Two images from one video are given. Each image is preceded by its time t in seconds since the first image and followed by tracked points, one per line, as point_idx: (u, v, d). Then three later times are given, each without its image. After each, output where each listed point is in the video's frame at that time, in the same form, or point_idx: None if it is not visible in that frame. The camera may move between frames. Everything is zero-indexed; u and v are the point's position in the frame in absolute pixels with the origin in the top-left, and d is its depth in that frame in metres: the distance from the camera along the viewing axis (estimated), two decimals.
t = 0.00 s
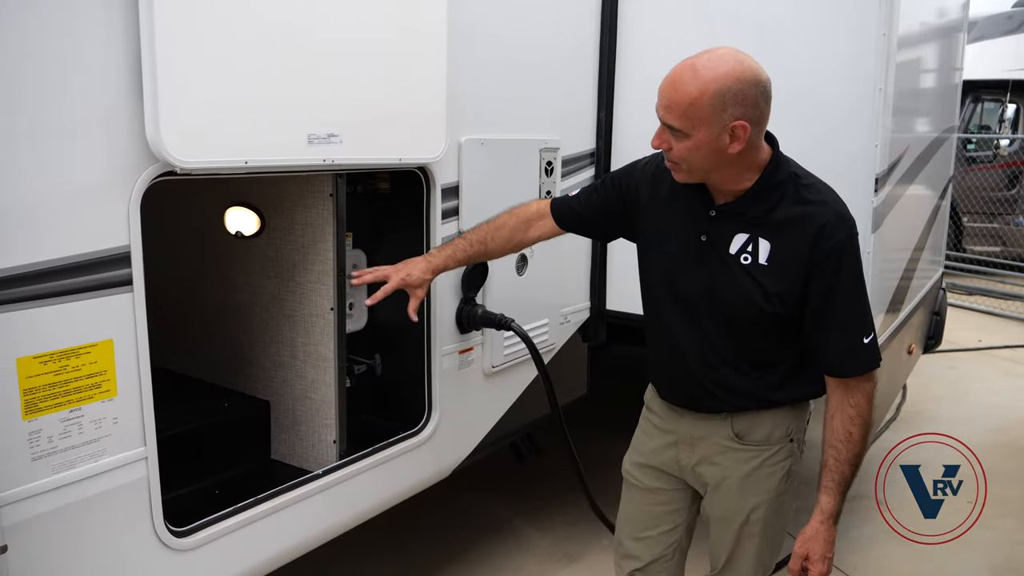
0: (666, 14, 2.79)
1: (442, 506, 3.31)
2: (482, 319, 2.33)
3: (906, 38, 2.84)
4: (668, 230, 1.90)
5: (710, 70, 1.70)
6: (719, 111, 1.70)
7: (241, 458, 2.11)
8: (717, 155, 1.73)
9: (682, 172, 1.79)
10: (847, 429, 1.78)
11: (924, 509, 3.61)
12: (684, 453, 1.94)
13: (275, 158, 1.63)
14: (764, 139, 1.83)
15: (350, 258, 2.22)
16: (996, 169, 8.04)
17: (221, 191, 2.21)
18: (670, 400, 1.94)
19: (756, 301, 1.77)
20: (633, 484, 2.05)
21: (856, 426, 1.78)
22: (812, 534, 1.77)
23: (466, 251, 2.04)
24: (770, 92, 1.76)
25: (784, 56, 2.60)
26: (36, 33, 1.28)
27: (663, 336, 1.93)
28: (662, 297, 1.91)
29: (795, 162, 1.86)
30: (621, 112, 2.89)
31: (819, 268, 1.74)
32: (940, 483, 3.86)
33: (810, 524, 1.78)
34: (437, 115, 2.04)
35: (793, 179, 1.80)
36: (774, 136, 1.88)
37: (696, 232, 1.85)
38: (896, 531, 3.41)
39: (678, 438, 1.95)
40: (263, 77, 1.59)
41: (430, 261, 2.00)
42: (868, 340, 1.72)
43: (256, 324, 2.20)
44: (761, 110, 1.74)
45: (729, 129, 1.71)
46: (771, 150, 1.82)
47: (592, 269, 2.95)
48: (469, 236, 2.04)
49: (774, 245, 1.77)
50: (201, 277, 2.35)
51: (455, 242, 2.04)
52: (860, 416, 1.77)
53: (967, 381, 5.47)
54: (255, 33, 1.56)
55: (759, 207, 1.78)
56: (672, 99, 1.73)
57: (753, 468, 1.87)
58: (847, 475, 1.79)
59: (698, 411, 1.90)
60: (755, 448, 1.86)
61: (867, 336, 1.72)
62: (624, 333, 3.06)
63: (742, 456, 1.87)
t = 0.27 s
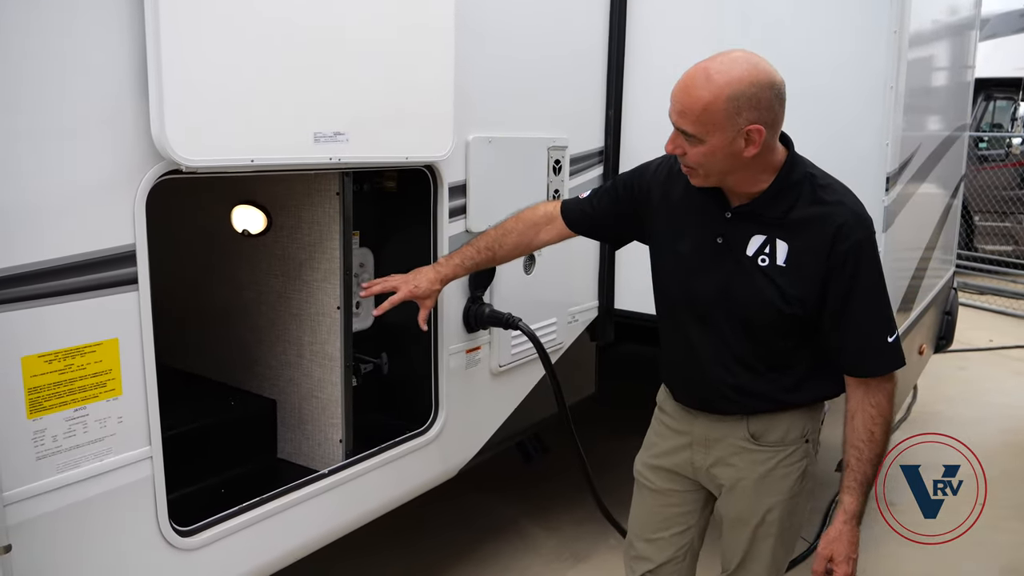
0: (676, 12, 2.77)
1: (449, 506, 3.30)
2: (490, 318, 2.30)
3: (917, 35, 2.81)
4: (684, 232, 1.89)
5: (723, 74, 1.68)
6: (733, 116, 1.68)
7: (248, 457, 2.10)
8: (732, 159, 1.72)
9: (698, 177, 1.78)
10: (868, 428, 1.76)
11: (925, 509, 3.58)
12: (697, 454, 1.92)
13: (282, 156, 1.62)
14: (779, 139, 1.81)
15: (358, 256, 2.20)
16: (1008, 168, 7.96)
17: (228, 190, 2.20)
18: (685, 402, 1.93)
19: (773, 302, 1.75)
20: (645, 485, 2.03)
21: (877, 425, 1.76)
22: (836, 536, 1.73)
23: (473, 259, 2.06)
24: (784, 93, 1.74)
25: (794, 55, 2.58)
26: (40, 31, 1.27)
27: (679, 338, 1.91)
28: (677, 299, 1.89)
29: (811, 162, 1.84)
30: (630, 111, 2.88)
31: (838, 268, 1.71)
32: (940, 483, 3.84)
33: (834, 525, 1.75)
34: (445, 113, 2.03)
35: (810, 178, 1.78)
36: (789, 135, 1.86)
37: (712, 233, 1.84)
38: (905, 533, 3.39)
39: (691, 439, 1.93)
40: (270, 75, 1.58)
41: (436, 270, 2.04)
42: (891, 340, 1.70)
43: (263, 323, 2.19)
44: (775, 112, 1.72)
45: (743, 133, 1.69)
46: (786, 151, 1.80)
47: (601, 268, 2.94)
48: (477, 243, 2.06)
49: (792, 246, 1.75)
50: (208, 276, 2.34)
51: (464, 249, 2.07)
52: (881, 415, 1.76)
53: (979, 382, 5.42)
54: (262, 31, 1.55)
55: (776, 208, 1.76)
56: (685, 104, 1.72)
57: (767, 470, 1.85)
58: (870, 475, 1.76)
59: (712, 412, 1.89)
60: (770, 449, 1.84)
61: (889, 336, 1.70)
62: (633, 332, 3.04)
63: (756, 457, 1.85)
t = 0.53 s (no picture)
0: (682, 11, 2.75)
1: (454, 506, 3.29)
2: (496, 317, 2.30)
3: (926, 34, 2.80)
4: (695, 231, 1.87)
5: (733, 74, 1.67)
6: (743, 115, 1.67)
7: (253, 456, 2.10)
8: (743, 159, 1.70)
9: (709, 177, 1.77)
10: (883, 431, 1.75)
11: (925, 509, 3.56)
12: (707, 454, 1.91)
13: (287, 155, 1.62)
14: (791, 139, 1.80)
15: (362, 255, 2.19)
16: (1015, 166, 7.92)
17: (232, 189, 2.20)
18: (697, 403, 1.91)
19: (783, 305, 1.73)
20: (655, 485, 2.02)
21: (891, 428, 1.74)
22: (856, 539, 1.73)
23: (481, 257, 2.05)
24: (795, 93, 1.72)
25: (802, 53, 2.56)
26: (43, 30, 1.26)
27: (689, 339, 1.90)
28: (687, 300, 1.88)
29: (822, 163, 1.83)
30: (636, 109, 2.86)
31: (849, 271, 1.69)
32: (940, 483, 3.77)
33: (854, 528, 1.74)
34: (450, 112, 2.02)
35: (821, 180, 1.77)
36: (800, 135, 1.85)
37: (723, 234, 1.82)
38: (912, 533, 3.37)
39: (701, 439, 1.92)
40: (275, 73, 1.57)
41: (445, 268, 2.03)
42: (902, 343, 1.69)
43: (268, 323, 2.18)
44: (786, 112, 1.70)
45: (753, 133, 1.68)
46: (798, 151, 1.79)
47: (607, 267, 2.92)
48: (485, 241, 2.04)
49: (802, 249, 1.73)
50: (212, 276, 2.34)
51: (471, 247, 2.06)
52: (895, 418, 1.74)
53: (986, 382, 5.39)
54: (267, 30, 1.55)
55: (787, 211, 1.75)
56: (695, 104, 1.71)
57: (777, 470, 1.83)
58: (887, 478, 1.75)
59: (722, 413, 1.87)
60: (780, 450, 1.83)
61: (900, 339, 1.69)
62: (639, 332, 3.03)
63: (766, 458, 1.83)
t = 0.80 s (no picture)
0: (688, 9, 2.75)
1: (457, 506, 3.30)
2: (500, 318, 2.29)
3: (930, 34, 2.79)
4: (699, 230, 1.87)
5: (749, 61, 1.67)
6: (757, 102, 1.66)
7: (257, 456, 2.10)
8: (753, 149, 1.69)
9: (718, 170, 1.75)
10: (885, 431, 1.75)
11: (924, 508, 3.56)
12: (709, 454, 1.91)
13: (293, 156, 1.62)
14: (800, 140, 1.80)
15: (367, 256, 2.23)
16: (1018, 167, 7.91)
17: (238, 189, 2.20)
18: (699, 401, 1.91)
19: (790, 302, 1.74)
20: (657, 485, 2.02)
21: (894, 428, 1.74)
22: (854, 538, 1.73)
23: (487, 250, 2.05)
24: (808, 88, 1.72)
25: (807, 53, 2.56)
26: (51, 31, 1.26)
27: (694, 338, 1.90)
28: (695, 298, 1.87)
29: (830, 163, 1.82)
30: (640, 110, 2.86)
31: (856, 269, 1.70)
32: (940, 483, 3.77)
33: (852, 527, 1.74)
34: (455, 113, 2.02)
35: (830, 180, 1.76)
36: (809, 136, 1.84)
37: (730, 232, 1.82)
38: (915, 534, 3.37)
39: (703, 438, 1.92)
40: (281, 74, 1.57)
41: (451, 262, 2.03)
42: (907, 343, 1.70)
43: (273, 323, 2.18)
44: (799, 105, 1.70)
45: (765, 122, 1.68)
46: (807, 152, 1.79)
47: (610, 268, 2.93)
48: (492, 236, 2.05)
49: (809, 246, 1.73)
50: (218, 276, 2.34)
51: (479, 241, 2.06)
52: (898, 418, 1.74)
53: (989, 382, 5.39)
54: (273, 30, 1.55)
55: (795, 208, 1.75)
56: (709, 90, 1.71)
57: (779, 471, 1.83)
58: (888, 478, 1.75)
59: (724, 411, 1.87)
60: (782, 450, 1.83)
61: (906, 339, 1.70)
62: (642, 333, 3.03)
63: (768, 458, 1.83)
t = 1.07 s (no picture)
0: (692, 11, 2.75)
1: (460, 507, 3.30)
2: (503, 320, 2.30)
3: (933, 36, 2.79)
4: (700, 228, 1.88)
5: (769, 47, 1.69)
6: (772, 88, 1.67)
7: (261, 457, 2.11)
8: (763, 135, 1.70)
9: (726, 155, 1.76)
10: (881, 433, 1.75)
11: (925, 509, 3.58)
12: (706, 454, 1.91)
13: (297, 158, 1.62)
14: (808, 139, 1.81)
15: (371, 258, 2.24)
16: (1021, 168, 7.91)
17: (243, 192, 2.21)
18: (696, 398, 1.91)
19: (789, 300, 1.74)
20: (656, 486, 2.03)
21: (890, 430, 1.74)
22: (847, 541, 1.73)
23: (496, 238, 2.06)
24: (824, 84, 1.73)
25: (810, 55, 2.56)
26: (58, 34, 1.27)
27: (694, 337, 1.90)
28: (699, 296, 1.87)
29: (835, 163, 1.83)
30: (643, 112, 2.87)
31: (856, 268, 1.70)
32: (940, 483, 3.79)
33: (844, 531, 1.74)
34: (459, 115, 2.03)
35: (834, 179, 1.77)
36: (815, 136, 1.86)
37: (732, 229, 1.82)
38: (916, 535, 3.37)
39: (700, 438, 1.92)
40: (286, 77, 1.58)
41: (461, 248, 2.03)
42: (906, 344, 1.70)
43: (277, 325, 2.19)
44: (813, 97, 1.71)
45: (778, 109, 1.68)
46: (814, 151, 1.80)
47: (613, 269, 2.94)
48: (502, 225, 2.06)
49: (810, 244, 1.73)
50: (223, 278, 2.34)
51: (488, 230, 2.07)
52: (895, 420, 1.74)
53: (993, 383, 5.39)
54: (278, 34, 1.55)
55: (798, 205, 1.75)
56: (726, 72, 1.72)
57: (775, 472, 1.83)
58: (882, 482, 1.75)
59: (721, 410, 1.87)
60: (778, 451, 1.83)
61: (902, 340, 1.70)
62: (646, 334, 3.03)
63: (765, 459, 1.83)
